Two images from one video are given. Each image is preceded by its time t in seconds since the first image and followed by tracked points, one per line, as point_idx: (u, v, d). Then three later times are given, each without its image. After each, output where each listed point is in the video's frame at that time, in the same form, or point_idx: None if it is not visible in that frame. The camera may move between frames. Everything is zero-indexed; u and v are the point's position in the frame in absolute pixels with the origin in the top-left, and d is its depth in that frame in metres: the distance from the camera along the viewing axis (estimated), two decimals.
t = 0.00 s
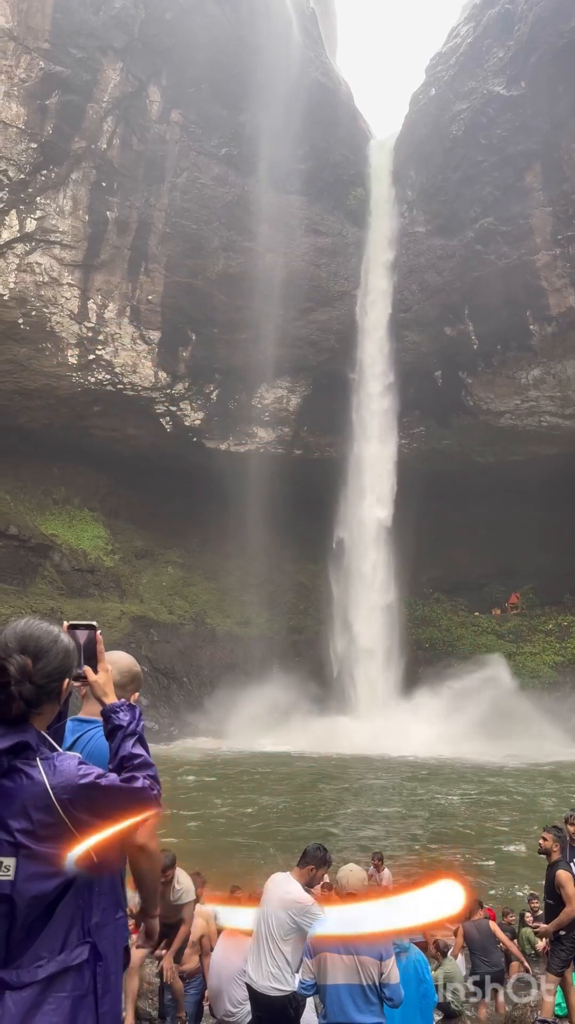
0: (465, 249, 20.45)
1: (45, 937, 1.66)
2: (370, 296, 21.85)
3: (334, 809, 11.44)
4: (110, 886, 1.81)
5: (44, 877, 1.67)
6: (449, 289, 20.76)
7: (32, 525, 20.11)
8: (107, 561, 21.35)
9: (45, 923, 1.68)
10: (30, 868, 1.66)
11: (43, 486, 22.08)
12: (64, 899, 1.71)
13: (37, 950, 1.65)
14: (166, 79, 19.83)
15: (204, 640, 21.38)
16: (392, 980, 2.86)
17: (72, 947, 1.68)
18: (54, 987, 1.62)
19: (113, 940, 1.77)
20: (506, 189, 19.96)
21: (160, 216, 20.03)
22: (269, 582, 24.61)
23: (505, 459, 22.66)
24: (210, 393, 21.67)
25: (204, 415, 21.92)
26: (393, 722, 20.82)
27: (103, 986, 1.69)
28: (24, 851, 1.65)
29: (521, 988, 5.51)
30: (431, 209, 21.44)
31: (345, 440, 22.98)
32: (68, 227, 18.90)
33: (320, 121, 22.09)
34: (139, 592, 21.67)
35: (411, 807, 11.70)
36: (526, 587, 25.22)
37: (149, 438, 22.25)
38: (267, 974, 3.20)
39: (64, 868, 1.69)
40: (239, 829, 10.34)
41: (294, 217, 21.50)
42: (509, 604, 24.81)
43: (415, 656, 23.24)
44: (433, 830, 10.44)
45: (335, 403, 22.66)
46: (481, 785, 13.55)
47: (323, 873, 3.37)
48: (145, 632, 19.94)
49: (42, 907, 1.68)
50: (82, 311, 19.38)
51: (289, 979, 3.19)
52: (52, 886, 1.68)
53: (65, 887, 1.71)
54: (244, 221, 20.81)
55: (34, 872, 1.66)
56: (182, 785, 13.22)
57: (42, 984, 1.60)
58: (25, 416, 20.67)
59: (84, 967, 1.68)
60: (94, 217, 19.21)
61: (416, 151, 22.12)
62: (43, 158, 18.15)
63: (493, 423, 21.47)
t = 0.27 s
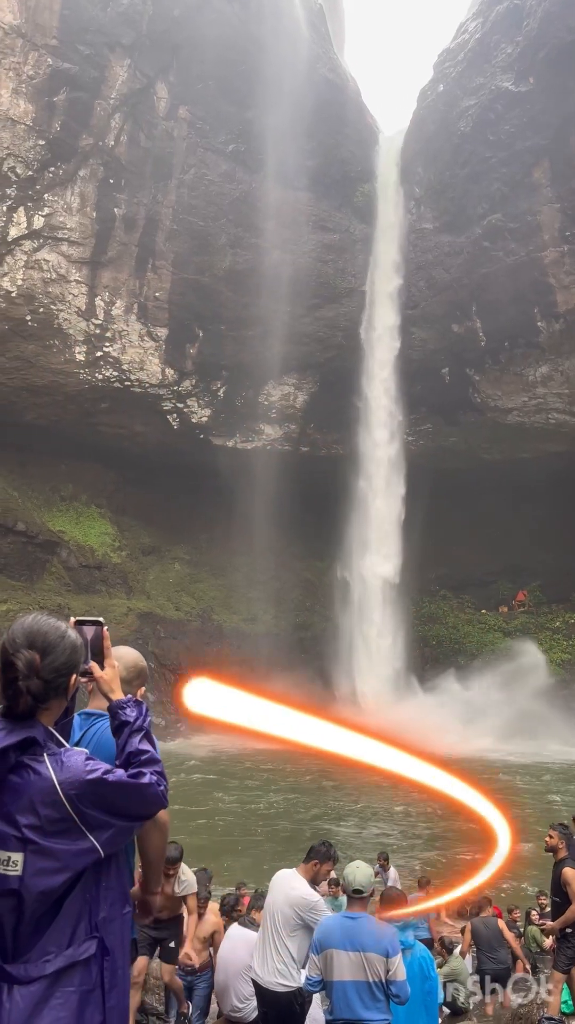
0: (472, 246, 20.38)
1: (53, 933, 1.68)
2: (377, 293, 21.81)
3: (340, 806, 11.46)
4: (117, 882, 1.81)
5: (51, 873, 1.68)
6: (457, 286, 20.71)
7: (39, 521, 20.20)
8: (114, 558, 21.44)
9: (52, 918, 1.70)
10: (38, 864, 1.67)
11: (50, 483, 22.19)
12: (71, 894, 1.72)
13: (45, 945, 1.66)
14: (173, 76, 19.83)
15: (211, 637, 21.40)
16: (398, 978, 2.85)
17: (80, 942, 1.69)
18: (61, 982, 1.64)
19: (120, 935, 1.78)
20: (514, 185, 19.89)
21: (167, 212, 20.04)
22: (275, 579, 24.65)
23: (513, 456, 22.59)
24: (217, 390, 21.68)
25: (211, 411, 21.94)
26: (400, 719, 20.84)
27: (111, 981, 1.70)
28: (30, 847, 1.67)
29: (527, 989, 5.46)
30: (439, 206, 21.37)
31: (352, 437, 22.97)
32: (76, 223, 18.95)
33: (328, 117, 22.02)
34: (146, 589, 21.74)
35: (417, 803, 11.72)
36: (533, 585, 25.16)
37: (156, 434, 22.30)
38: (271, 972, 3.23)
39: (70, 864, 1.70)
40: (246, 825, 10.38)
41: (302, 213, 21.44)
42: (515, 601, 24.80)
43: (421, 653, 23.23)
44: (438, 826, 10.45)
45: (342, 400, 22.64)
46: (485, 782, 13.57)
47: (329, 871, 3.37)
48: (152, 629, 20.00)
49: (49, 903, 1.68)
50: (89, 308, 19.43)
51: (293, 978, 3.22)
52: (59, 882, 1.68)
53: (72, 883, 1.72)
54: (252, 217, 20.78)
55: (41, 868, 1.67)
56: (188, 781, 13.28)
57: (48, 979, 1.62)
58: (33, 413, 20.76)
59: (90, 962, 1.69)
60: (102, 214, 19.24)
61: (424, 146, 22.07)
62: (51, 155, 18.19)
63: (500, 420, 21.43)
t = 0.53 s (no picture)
0: (480, 242, 20.31)
1: (62, 927, 1.69)
2: (385, 289, 21.72)
3: (347, 804, 11.45)
4: (126, 877, 1.83)
5: (61, 868, 1.69)
6: (465, 283, 20.63)
7: (47, 518, 20.26)
8: (122, 554, 21.51)
9: (62, 912, 1.71)
10: (47, 858, 1.68)
11: (58, 480, 22.27)
12: (80, 888, 1.74)
13: (55, 939, 1.67)
14: (181, 72, 19.80)
15: (218, 634, 21.39)
16: (405, 975, 2.85)
17: (89, 936, 1.71)
18: (71, 976, 1.65)
19: (129, 929, 1.79)
20: (523, 181, 19.79)
21: (175, 209, 20.01)
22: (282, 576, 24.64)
23: (521, 453, 22.49)
24: (224, 388, 21.62)
25: (218, 407, 21.87)
26: (407, 715, 20.87)
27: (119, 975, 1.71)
28: (40, 841, 1.68)
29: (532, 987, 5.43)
30: (448, 202, 21.34)
31: (360, 434, 22.93)
32: (84, 220, 18.96)
33: (336, 114, 21.96)
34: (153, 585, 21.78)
35: (423, 801, 11.70)
36: (540, 583, 25.06)
37: (163, 431, 22.33)
38: (278, 967, 3.24)
39: (79, 858, 1.71)
40: (253, 821, 10.41)
41: (309, 210, 21.39)
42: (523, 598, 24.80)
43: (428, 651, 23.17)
44: (444, 823, 10.44)
45: (349, 397, 22.56)
46: (492, 780, 13.54)
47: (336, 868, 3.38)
48: (159, 625, 20.03)
49: (58, 897, 1.69)
50: (97, 304, 19.47)
51: (300, 973, 3.23)
52: (68, 876, 1.69)
53: (81, 877, 1.73)
54: (259, 214, 20.73)
55: (50, 862, 1.68)
56: (195, 778, 13.31)
57: (57, 972, 1.63)
58: (41, 410, 20.82)
59: (99, 956, 1.70)
60: (109, 211, 19.25)
61: (433, 142, 22.14)
62: (59, 152, 18.22)
63: (508, 417, 21.34)
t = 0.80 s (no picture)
0: (488, 238, 20.19)
1: (69, 922, 1.70)
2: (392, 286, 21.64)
3: (353, 801, 11.45)
4: (131, 873, 1.84)
5: (67, 864, 1.70)
6: (473, 279, 20.54)
7: (54, 514, 20.35)
8: (129, 551, 21.58)
9: (68, 908, 1.72)
10: (53, 855, 1.69)
11: (66, 476, 22.38)
12: (86, 885, 1.74)
13: (61, 934, 1.68)
14: (188, 68, 19.77)
15: (224, 631, 21.40)
16: (410, 972, 2.86)
17: (95, 932, 1.72)
18: (77, 971, 1.66)
19: (135, 925, 1.80)
20: (531, 176, 19.65)
21: (182, 205, 19.98)
22: (289, 573, 24.66)
23: (528, 451, 22.39)
24: (231, 385, 21.60)
25: (225, 405, 21.93)
26: (413, 712, 20.90)
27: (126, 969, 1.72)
28: (46, 837, 1.69)
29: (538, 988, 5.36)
30: (455, 199, 21.29)
31: (367, 431, 22.91)
32: (91, 217, 19.00)
33: (344, 109, 21.88)
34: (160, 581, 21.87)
35: (429, 798, 11.70)
36: (548, 580, 24.95)
37: (170, 428, 22.38)
38: (284, 964, 3.25)
39: (86, 854, 1.72)
40: (260, 818, 10.44)
41: (316, 207, 21.35)
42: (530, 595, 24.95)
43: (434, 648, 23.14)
44: (451, 821, 10.43)
45: (356, 394, 22.52)
46: (498, 778, 13.51)
47: (342, 866, 3.39)
48: (166, 622, 20.09)
49: (65, 892, 1.70)
50: (104, 301, 19.48)
51: (306, 969, 3.25)
52: (74, 872, 1.70)
53: (87, 873, 1.74)
54: (265, 210, 20.68)
55: (56, 858, 1.69)
56: (202, 774, 13.37)
57: (64, 967, 1.64)
58: (48, 407, 20.93)
59: (105, 951, 1.71)
60: (117, 208, 19.31)
61: (440, 138, 22.09)
62: (67, 149, 18.28)
63: (516, 415, 21.27)
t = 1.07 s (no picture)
0: (493, 235, 20.11)
1: (73, 918, 1.71)
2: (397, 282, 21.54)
3: (359, 798, 11.45)
4: (134, 869, 1.85)
5: (71, 859, 1.70)
6: (478, 276, 20.44)
7: (59, 511, 20.41)
8: (134, 548, 21.64)
9: (72, 904, 1.72)
10: (58, 851, 1.69)
11: (71, 474, 22.45)
12: (90, 880, 1.75)
13: (65, 929, 1.69)
14: (193, 65, 19.71)
15: (229, 628, 21.40)
16: (414, 970, 2.87)
17: (99, 927, 1.72)
18: (81, 966, 1.67)
19: (137, 920, 1.80)
20: (536, 173, 19.59)
21: (187, 202, 19.94)
22: (293, 570, 24.67)
23: (533, 448, 22.33)
24: (236, 382, 21.73)
25: (229, 403, 21.99)
26: (418, 710, 20.83)
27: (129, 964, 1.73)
28: (51, 833, 1.69)
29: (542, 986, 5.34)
30: (460, 196, 21.08)
31: (372, 429, 22.92)
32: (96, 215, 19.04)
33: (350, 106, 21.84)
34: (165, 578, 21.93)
35: (434, 796, 11.69)
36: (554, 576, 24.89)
37: (175, 425, 22.42)
38: (288, 961, 3.26)
39: (91, 850, 1.73)
40: (264, 815, 10.46)
41: (321, 204, 21.31)
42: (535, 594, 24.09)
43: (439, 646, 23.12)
44: (456, 819, 10.42)
45: (360, 391, 22.55)
46: (503, 775, 13.50)
47: (347, 863, 3.38)
48: (171, 619, 20.14)
49: (70, 888, 1.71)
50: (109, 299, 19.57)
51: (309, 966, 3.26)
52: (79, 868, 1.71)
53: (91, 869, 1.75)
54: (270, 207, 20.64)
55: (61, 854, 1.69)
56: (207, 770, 13.41)
57: (67, 962, 1.65)
58: (54, 404, 21.00)
59: (109, 947, 1.72)
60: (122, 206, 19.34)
61: (445, 135, 22.07)
62: (72, 147, 18.34)
63: (521, 412, 21.26)
